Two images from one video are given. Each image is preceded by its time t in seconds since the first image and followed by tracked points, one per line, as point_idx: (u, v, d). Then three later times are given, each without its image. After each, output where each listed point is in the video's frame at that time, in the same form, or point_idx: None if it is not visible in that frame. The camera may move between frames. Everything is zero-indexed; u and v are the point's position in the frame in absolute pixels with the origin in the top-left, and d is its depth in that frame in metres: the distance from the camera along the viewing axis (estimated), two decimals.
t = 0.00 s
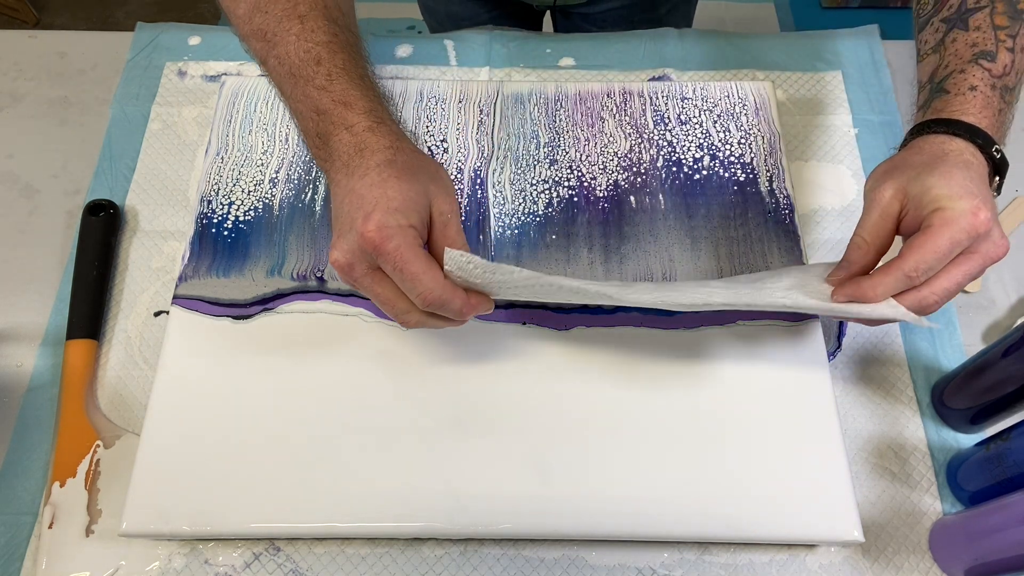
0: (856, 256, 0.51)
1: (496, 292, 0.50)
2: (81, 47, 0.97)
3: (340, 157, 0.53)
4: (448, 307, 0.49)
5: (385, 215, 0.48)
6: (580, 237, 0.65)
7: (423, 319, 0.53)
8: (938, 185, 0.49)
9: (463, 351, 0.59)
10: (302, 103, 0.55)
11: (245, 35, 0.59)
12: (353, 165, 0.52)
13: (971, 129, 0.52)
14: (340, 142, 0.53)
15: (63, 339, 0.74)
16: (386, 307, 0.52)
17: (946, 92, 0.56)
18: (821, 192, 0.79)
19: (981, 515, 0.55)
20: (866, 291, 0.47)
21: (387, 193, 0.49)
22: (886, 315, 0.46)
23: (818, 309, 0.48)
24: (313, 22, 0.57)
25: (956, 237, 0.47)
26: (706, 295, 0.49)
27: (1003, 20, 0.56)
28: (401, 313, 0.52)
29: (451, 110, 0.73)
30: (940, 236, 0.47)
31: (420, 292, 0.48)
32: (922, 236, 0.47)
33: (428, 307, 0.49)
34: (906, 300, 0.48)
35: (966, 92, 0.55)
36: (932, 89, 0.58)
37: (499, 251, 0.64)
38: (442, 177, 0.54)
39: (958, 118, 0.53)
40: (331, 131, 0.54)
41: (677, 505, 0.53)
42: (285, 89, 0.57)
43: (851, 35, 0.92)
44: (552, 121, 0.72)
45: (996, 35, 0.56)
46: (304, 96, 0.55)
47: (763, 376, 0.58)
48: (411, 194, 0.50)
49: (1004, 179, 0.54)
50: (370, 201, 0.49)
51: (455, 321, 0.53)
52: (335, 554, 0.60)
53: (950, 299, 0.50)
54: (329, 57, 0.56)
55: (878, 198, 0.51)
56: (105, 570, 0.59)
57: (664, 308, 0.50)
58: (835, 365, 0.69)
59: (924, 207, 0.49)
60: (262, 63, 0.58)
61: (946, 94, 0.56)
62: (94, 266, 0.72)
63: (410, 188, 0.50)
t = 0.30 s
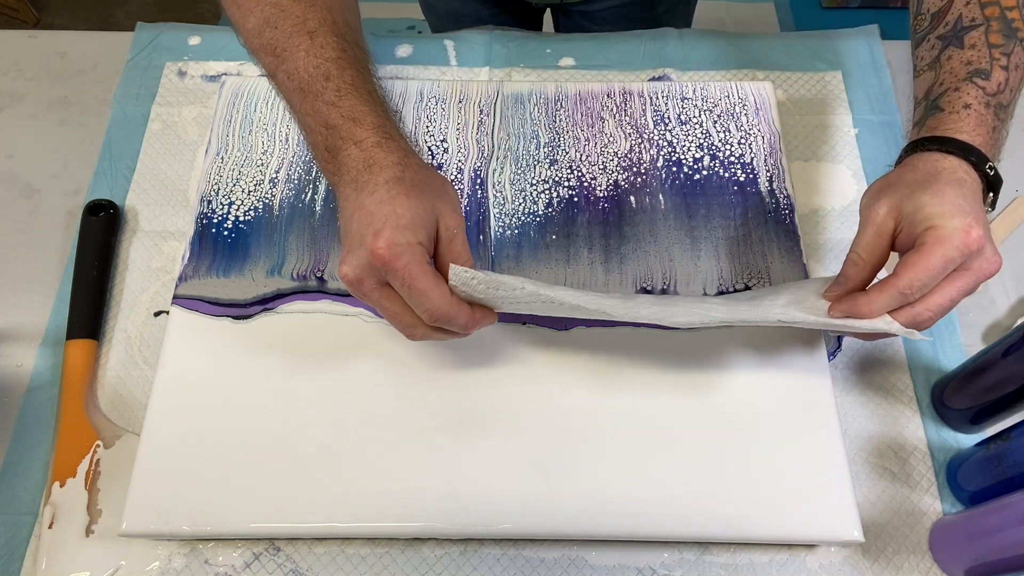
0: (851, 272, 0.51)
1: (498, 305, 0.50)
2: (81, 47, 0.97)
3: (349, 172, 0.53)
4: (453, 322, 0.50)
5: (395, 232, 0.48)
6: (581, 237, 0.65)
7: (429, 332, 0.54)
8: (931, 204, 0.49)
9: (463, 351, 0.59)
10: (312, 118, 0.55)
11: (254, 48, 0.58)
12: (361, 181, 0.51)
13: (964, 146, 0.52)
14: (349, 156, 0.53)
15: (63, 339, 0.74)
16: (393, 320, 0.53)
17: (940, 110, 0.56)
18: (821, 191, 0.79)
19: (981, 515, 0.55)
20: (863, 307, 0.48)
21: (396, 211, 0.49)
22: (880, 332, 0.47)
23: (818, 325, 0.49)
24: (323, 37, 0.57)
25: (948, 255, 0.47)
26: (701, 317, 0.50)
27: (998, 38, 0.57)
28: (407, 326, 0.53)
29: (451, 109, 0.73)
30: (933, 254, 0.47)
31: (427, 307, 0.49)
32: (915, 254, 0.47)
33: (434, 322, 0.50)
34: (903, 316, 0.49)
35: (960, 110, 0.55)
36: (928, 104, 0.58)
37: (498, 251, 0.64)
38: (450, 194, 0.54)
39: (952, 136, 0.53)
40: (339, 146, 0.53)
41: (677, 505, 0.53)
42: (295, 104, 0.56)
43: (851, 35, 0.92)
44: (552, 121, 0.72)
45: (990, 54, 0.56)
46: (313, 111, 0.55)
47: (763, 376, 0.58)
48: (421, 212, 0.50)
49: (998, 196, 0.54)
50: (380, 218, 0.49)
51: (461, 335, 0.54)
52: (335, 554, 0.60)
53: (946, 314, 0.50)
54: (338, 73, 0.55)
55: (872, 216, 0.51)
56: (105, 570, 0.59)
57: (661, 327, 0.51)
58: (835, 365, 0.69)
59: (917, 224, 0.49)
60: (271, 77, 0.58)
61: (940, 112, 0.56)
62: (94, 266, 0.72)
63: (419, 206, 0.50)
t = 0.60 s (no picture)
0: (857, 285, 0.52)
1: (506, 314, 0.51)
2: (81, 47, 0.97)
3: (356, 180, 0.53)
4: (461, 331, 0.51)
5: (404, 240, 0.48)
6: (581, 237, 0.65)
7: (437, 340, 0.54)
8: (936, 217, 0.49)
9: (463, 351, 0.59)
10: (318, 125, 0.55)
11: (261, 56, 0.58)
12: (369, 189, 0.52)
13: (969, 159, 0.52)
14: (356, 164, 0.53)
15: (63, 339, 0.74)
16: (401, 327, 0.53)
17: (945, 123, 0.56)
18: (820, 191, 0.79)
19: (981, 515, 0.55)
20: (867, 321, 0.49)
21: (405, 220, 0.49)
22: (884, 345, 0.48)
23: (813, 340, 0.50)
24: (330, 45, 0.57)
25: (954, 268, 0.47)
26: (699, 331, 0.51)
27: (1003, 51, 0.56)
28: (415, 334, 0.53)
29: (451, 109, 0.73)
30: (939, 268, 0.47)
31: (435, 317, 0.49)
32: (920, 267, 0.48)
33: (442, 331, 0.51)
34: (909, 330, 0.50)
35: (965, 123, 0.55)
36: (933, 117, 0.58)
37: (498, 251, 0.64)
38: (458, 202, 0.54)
39: (957, 149, 0.53)
40: (346, 153, 0.53)
41: (677, 506, 0.53)
42: (302, 112, 0.56)
43: (851, 35, 0.92)
44: (552, 121, 0.72)
45: (995, 67, 0.56)
46: (320, 118, 0.55)
47: (763, 377, 0.58)
48: (429, 221, 0.50)
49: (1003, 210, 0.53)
50: (389, 227, 0.49)
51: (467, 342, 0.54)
52: (335, 554, 0.60)
53: (952, 327, 0.50)
54: (346, 81, 0.56)
55: (877, 229, 0.51)
56: (105, 570, 0.59)
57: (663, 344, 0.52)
58: (835, 365, 0.69)
59: (923, 238, 0.49)
60: (278, 85, 0.58)
61: (945, 125, 0.56)
62: (94, 266, 0.72)
63: (428, 214, 0.50)
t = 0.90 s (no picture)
0: (855, 281, 0.52)
1: (507, 314, 0.51)
2: (81, 48, 0.97)
3: (354, 178, 0.53)
4: (457, 329, 0.51)
5: (402, 237, 0.48)
6: (580, 237, 0.65)
7: (433, 338, 0.54)
8: (935, 213, 0.49)
9: (463, 351, 0.59)
10: (317, 123, 0.55)
11: (260, 53, 0.58)
12: (367, 186, 0.52)
13: (968, 156, 0.52)
14: (354, 162, 0.53)
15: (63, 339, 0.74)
16: (398, 325, 0.52)
17: (944, 120, 0.56)
18: (820, 191, 0.79)
19: (981, 515, 0.55)
20: (866, 317, 0.49)
21: (403, 217, 0.49)
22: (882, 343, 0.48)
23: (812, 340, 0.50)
24: (329, 43, 0.57)
25: (954, 264, 0.47)
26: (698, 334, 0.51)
27: (1001, 49, 0.57)
28: (411, 331, 0.53)
29: (451, 109, 0.73)
30: (938, 263, 0.47)
31: (432, 314, 0.49)
32: (920, 263, 0.48)
33: (438, 328, 0.50)
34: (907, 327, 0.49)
35: (964, 120, 0.55)
36: (931, 116, 0.58)
37: (498, 251, 0.64)
38: (456, 200, 0.54)
39: (956, 146, 0.53)
40: (345, 151, 0.53)
41: (677, 505, 0.53)
42: (300, 109, 0.56)
43: (851, 36, 0.92)
44: (552, 121, 0.72)
45: (993, 65, 0.56)
46: (318, 115, 0.55)
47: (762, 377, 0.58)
48: (427, 218, 0.50)
49: (1001, 208, 0.53)
50: (386, 223, 0.49)
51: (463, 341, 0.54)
52: (335, 554, 0.60)
53: (951, 323, 0.50)
54: (344, 78, 0.56)
55: (876, 225, 0.51)
56: (105, 570, 0.59)
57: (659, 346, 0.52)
58: (835, 365, 0.69)
59: (922, 233, 0.49)
60: (276, 82, 0.57)
61: (944, 122, 0.56)
62: (94, 266, 0.72)
63: (425, 212, 0.50)
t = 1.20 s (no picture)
0: (851, 273, 0.52)
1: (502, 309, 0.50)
2: (81, 48, 0.97)
3: (354, 176, 0.53)
4: (457, 325, 0.51)
5: (402, 235, 0.48)
6: (580, 237, 0.65)
7: (433, 334, 0.54)
8: (932, 206, 0.49)
9: (463, 351, 0.59)
10: (317, 122, 0.55)
11: (260, 51, 0.58)
12: (367, 185, 0.52)
13: (965, 150, 0.52)
14: (354, 161, 0.53)
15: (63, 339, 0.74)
16: (398, 322, 0.53)
17: (941, 114, 0.56)
18: (820, 191, 0.79)
19: (981, 515, 0.55)
20: (862, 309, 0.49)
21: (403, 215, 0.49)
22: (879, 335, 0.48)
23: (808, 335, 0.50)
24: (329, 41, 0.57)
25: (949, 257, 0.47)
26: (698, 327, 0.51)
27: (998, 44, 0.57)
28: (411, 328, 0.53)
29: (451, 109, 0.73)
30: (934, 256, 0.47)
31: (432, 310, 0.49)
32: (916, 256, 0.48)
33: (438, 325, 0.50)
34: (902, 319, 0.49)
35: (961, 114, 0.55)
36: (929, 109, 0.58)
37: (498, 251, 0.64)
38: (456, 198, 0.54)
39: (953, 139, 0.53)
40: (345, 150, 0.53)
41: (677, 505, 0.53)
42: (300, 107, 0.56)
43: (852, 36, 0.92)
44: (552, 121, 0.72)
45: (990, 60, 0.56)
46: (318, 114, 0.55)
47: (762, 377, 0.58)
48: (427, 216, 0.50)
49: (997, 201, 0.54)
50: (387, 221, 0.49)
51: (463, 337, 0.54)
52: (335, 554, 0.60)
53: (945, 316, 0.50)
54: (345, 77, 0.56)
55: (873, 217, 0.51)
56: (105, 570, 0.59)
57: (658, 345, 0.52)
58: (835, 365, 0.69)
59: (918, 225, 0.49)
60: (276, 80, 0.57)
61: (941, 116, 0.56)
62: (94, 266, 0.72)
63: (425, 210, 0.50)
